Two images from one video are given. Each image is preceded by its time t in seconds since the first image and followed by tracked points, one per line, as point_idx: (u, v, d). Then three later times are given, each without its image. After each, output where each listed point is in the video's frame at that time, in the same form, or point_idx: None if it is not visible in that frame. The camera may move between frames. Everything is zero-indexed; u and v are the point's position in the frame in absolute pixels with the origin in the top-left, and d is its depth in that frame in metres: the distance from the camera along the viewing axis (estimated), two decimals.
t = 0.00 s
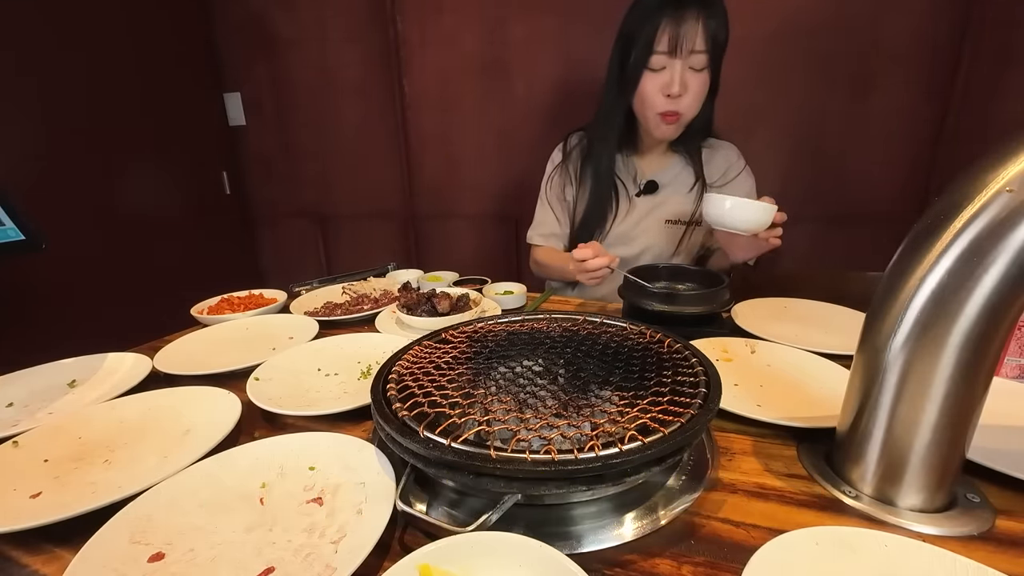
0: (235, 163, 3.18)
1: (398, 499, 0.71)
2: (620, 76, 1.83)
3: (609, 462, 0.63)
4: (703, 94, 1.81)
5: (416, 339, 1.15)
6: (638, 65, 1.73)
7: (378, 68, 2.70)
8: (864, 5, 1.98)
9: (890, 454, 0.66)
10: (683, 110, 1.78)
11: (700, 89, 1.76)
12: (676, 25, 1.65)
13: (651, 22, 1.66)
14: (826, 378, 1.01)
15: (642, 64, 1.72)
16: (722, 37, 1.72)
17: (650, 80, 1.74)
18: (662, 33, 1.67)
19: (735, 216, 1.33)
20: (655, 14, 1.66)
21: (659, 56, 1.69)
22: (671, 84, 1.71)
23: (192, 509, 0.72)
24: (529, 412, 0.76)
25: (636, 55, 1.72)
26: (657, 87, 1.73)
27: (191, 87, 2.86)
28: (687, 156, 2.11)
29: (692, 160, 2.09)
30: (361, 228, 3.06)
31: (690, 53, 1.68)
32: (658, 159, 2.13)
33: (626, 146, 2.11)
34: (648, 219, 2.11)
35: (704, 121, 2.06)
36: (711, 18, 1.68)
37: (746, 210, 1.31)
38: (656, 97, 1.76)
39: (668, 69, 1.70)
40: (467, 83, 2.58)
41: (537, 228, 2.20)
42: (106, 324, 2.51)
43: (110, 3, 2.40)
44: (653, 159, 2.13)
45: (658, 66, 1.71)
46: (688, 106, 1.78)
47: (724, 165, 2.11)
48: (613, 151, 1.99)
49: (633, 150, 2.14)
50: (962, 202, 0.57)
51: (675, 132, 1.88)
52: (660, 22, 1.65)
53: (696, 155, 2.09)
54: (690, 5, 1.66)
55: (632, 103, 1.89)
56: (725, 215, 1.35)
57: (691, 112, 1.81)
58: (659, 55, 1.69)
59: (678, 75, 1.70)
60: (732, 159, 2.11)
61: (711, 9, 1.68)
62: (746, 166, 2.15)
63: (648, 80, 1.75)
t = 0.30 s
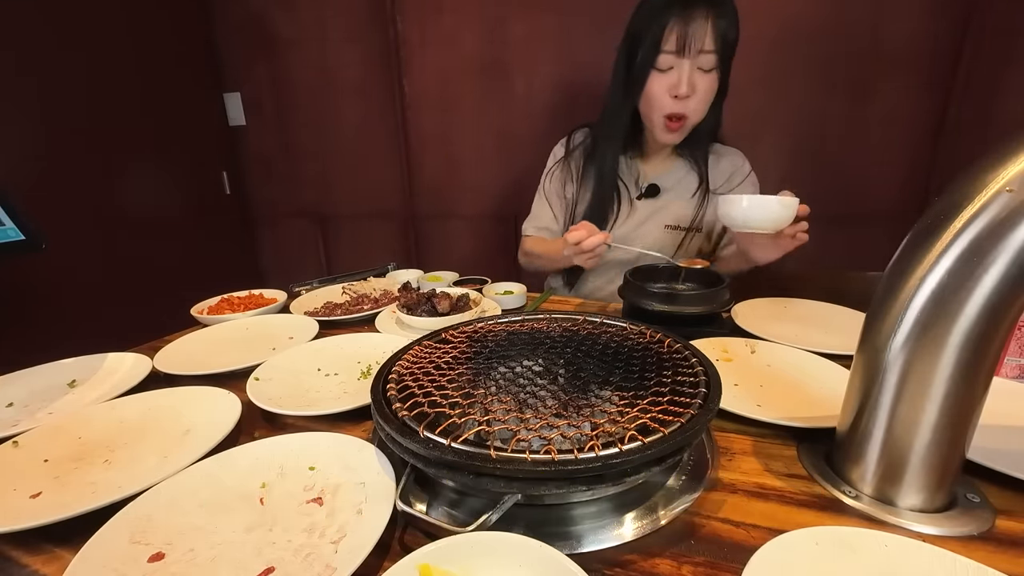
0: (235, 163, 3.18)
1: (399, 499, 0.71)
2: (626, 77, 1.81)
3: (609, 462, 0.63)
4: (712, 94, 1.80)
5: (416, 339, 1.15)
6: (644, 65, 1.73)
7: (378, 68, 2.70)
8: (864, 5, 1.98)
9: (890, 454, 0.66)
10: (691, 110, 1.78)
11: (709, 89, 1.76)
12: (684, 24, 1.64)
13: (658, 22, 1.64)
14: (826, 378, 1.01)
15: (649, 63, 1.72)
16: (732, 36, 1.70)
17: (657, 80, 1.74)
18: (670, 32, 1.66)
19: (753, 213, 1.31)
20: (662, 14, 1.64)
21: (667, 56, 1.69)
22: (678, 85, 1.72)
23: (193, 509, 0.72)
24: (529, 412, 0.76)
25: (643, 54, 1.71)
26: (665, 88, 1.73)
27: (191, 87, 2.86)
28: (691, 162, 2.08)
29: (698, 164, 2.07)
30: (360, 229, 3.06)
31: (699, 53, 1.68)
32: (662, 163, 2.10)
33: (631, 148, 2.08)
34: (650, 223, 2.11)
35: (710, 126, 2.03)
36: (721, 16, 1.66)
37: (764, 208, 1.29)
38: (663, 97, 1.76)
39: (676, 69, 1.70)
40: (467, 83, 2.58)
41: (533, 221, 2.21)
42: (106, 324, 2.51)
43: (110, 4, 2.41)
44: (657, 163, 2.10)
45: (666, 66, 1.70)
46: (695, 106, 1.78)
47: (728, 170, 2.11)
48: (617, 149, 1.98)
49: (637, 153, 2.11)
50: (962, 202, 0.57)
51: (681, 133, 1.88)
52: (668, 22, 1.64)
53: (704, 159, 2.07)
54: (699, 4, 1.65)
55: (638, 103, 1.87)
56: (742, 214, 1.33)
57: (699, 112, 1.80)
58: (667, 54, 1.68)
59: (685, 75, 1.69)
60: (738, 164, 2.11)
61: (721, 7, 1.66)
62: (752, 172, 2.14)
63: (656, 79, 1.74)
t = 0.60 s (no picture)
0: (235, 163, 3.18)
1: (400, 499, 0.71)
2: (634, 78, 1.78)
3: (609, 462, 0.63)
4: (723, 93, 1.76)
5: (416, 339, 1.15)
6: (652, 65, 1.69)
7: (378, 68, 2.69)
8: (865, 5, 1.98)
9: (890, 454, 0.66)
10: (702, 110, 1.74)
11: (719, 88, 1.72)
12: (692, 22, 1.60)
13: (665, 21, 1.61)
14: (826, 377, 1.01)
15: (657, 63, 1.68)
16: (742, 35, 1.68)
17: (665, 80, 1.70)
18: (678, 31, 1.62)
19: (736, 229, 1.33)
20: (670, 13, 1.60)
21: (675, 55, 1.65)
22: (688, 85, 1.68)
23: (193, 509, 0.72)
24: (529, 412, 0.76)
25: (650, 54, 1.68)
26: (673, 88, 1.70)
27: (191, 88, 2.86)
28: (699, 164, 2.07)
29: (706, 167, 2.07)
30: (360, 228, 3.06)
31: (708, 51, 1.64)
32: (669, 165, 2.09)
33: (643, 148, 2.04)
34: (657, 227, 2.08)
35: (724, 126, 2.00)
36: (730, 13, 1.62)
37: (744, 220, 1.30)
38: (672, 99, 1.72)
39: (684, 69, 1.67)
40: (467, 82, 2.58)
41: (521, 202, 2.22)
42: (106, 324, 2.51)
43: (110, 3, 2.40)
44: (664, 164, 2.08)
45: (674, 65, 1.67)
46: (706, 106, 1.73)
47: (736, 174, 2.11)
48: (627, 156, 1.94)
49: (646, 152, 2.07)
50: (962, 202, 0.57)
51: (693, 134, 1.84)
52: (677, 19, 1.60)
53: (714, 160, 2.06)
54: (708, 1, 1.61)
55: (646, 105, 1.83)
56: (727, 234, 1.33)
57: (710, 112, 1.76)
58: (675, 53, 1.65)
59: (695, 75, 1.66)
60: (748, 169, 2.10)
61: (730, 4, 1.62)
62: (762, 176, 2.15)
63: (664, 80, 1.71)
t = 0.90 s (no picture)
0: (235, 163, 3.18)
1: (400, 500, 0.71)
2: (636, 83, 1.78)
3: (610, 462, 0.63)
4: (727, 99, 1.75)
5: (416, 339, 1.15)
6: (653, 71, 1.69)
7: (379, 68, 2.69)
8: (865, 5, 1.98)
9: (890, 454, 0.66)
10: (704, 117, 1.73)
11: (722, 95, 1.71)
12: (693, 27, 1.59)
13: (666, 26, 1.60)
14: (826, 377, 1.01)
15: (658, 70, 1.69)
16: (745, 37, 1.65)
17: (666, 87, 1.70)
18: (679, 38, 1.61)
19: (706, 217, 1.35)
20: (672, 14, 1.60)
21: (676, 62, 1.65)
22: (690, 93, 1.68)
23: (193, 509, 0.72)
24: (529, 412, 0.76)
25: (652, 60, 1.68)
26: (674, 95, 1.70)
27: (192, 87, 2.86)
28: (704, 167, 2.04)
29: (711, 169, 2.03)
30: (361, 228, 3.06)
31: (710, 58, 1.62)
32: (673, 168, 2.07)
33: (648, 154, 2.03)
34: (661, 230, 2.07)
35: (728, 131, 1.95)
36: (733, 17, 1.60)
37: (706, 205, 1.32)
38: (674, 105, 1.73)
39: (685, 76, 1.66)
40: (467, 82, 2.57)
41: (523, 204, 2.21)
42: (106, 324, 2.51)
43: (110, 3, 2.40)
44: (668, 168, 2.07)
45: (676, 72, 1.67)
46: (709, 113, 1.73)
47: (741, 177, 2.09)
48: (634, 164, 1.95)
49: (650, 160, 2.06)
50: (962, 202, 0.57)
51: (697, 139, 1.84)
52: (678, 23, 1.59)
53: (720, 163, 2.01)
54: (710, 5, 1.60)
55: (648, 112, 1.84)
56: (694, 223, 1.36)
57: (713, 119, 1.75)
58: (676, 59, 1.64)
59: (696, 83, 1.65)
60: (753, 171, 2.09)
61: (732, 8, 1.61)
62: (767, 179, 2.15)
63: (666, 87, 1.71)
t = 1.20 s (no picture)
0: (235, 163, 3.18)
1: (400, 501, 0.71)
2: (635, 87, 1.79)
3: (609, 462, 0.63)
4: (729, 102, 1.75)
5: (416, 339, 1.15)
6: (654, 76, 1.70)
7: (378, 68, 2.70)
8: (864, 6, 1.98)
9: (890, 454, 0.66)
10: (705, 120, 1.74)
11: (724, 98, 1.71)
12: (692, 31, 1.59)
13: (666, 30, 1.61)
14: (826, 377, 1.01)
15: (659, 75, 1.69)
16: (746, 38, 1.65)
17: (667, 92, 1.71)
18: (678, 42, 1.62)
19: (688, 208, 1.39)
20: (671, 18, 1.60)
21: (677, 67, 1.65)
22: (691, 97, 1.68)
23: (193, 509, 0.72)
24: (529, 412, 0.76)
25: (652, 64, 1.68)
26: (676, 99, 1.71)
27: (192, 88, 2.86)
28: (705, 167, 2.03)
29: (713, 170, 2.02)
30: (360, 228, 3.06)
31: (710, 62, 1.63)
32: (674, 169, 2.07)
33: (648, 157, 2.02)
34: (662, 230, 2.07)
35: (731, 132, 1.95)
36: (733, 20, 1.60)
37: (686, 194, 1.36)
38: (675, 109, 1.74)
39: (686, 81, 1.67)
40: (467, 82, 2.57)
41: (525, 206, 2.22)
42: (106, 324, 2.51)
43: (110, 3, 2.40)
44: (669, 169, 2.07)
45: (676, 77, 1.67)
46: (711, 116, 1.73)
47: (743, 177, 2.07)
48: (632, 169, 1.96)
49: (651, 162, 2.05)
50: (962, 202, 0.57)
51: (700, 141, 1.85)
52: (677, 28, 1.60)
53: (721, 163, 2.01)
54: (709, 7, 1.59)
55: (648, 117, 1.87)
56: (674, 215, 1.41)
57: (715, 121, 1.76)
58: (676, 65, 1.65)
59: (696, 87, 1.66)
60: (755, 171, 2.08)
61: (733, 10, 1.60)
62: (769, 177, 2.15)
63: (667, 92, 1.72)
